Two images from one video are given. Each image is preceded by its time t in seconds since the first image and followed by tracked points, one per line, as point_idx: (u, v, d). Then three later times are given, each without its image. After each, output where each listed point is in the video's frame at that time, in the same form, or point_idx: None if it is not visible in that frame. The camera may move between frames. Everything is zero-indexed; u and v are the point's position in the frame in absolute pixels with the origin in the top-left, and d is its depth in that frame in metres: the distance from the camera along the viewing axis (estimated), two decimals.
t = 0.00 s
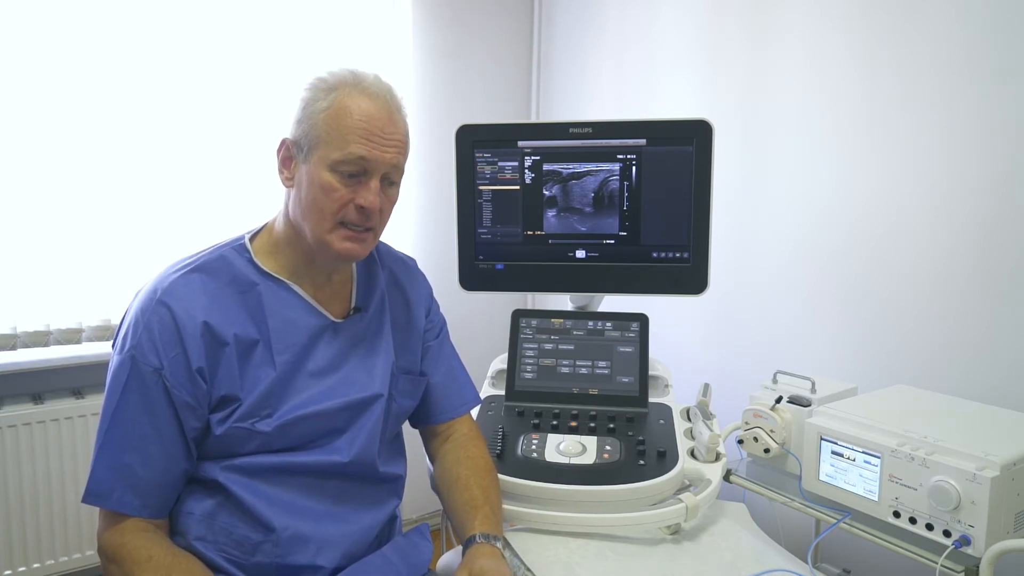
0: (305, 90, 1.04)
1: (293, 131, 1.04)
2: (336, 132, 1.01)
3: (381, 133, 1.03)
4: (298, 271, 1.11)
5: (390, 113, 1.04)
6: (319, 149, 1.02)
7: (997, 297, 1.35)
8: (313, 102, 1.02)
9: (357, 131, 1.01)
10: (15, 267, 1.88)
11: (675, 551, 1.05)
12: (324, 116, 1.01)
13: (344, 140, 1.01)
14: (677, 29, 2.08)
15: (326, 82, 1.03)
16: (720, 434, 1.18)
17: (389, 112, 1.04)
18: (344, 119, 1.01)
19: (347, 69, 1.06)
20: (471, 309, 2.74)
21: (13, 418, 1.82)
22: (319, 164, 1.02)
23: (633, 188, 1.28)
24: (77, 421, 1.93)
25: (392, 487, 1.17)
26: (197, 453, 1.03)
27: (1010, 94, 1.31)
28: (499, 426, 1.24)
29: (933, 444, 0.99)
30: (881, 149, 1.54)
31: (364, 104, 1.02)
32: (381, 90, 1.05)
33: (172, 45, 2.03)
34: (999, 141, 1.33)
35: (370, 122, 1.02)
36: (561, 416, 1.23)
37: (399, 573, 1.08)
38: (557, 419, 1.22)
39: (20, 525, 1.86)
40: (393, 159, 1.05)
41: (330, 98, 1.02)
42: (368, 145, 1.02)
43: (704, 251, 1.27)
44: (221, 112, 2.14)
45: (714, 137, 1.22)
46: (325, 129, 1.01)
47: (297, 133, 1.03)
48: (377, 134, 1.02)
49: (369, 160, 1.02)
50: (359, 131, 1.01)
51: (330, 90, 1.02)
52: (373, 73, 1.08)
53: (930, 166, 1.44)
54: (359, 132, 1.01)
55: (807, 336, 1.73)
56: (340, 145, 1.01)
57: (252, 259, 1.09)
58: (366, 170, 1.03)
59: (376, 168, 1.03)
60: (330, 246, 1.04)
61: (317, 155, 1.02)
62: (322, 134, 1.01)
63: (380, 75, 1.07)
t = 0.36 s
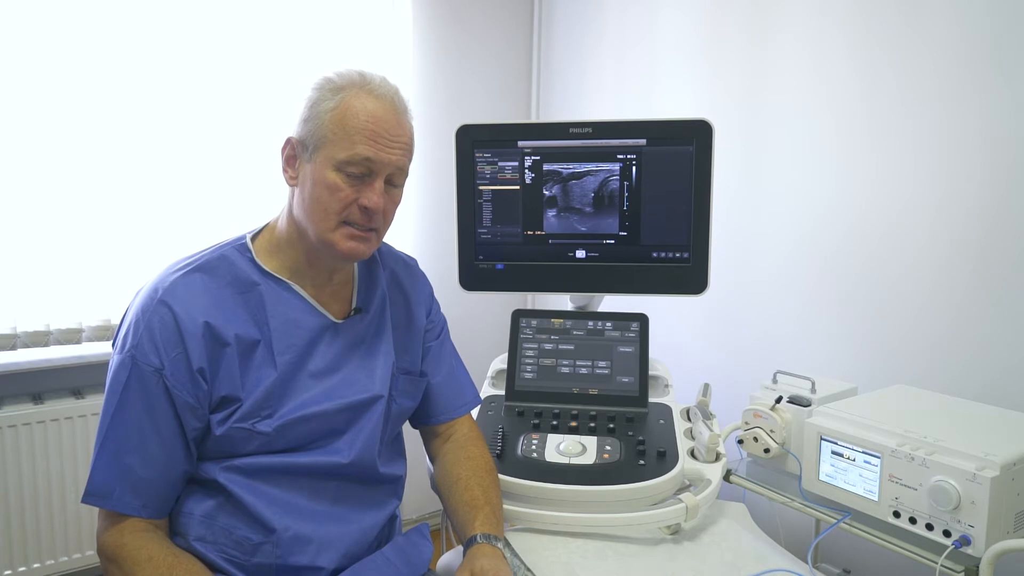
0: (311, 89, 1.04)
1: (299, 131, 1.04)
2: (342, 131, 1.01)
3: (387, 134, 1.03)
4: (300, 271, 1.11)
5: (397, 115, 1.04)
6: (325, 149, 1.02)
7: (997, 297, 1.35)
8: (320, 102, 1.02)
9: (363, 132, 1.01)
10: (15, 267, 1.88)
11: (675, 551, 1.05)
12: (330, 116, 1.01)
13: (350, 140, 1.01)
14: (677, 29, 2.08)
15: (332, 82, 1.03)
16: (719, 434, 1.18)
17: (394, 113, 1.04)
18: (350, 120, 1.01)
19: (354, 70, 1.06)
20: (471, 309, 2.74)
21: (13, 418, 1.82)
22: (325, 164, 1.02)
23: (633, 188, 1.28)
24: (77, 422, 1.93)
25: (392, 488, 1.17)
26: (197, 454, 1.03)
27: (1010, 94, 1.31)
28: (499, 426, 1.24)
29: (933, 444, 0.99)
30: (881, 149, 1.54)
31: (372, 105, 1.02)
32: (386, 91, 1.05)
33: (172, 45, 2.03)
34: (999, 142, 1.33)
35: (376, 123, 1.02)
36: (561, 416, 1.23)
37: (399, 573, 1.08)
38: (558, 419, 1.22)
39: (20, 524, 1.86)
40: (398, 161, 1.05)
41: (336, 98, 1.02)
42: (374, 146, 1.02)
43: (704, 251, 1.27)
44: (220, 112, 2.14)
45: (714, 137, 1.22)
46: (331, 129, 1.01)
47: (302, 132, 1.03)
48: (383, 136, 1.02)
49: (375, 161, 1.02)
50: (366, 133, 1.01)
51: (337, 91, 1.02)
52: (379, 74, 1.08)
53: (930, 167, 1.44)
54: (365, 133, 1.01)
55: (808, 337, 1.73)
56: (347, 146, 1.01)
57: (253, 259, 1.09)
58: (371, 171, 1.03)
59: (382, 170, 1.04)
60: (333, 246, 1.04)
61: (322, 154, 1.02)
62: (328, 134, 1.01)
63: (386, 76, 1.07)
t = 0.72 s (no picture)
0: (302, 92, 1.04)
1: (290, 133, 1.04)
2: (326, 134, 1.01)
3: (371, 136, 1.02)
4: (297, 273, 1.11)
5: (383, 116, 1.03)
6: (311, 152, 1.02)
7: (997, 297, 1.35)
8: (307, 104, 1.02)
9: (346, 135, 1.00)
10: (15, 266, 1.88)
11: (675, 551, 1.05)
12: (316, 118, 1.01)
13: (332, 142, 1.01)
14: (677, 29, 2.08)
15: (322, 84, 1.03)
16: (720, 434, 1.18)
17: (382, 115, 1.03)
18: (333, 121, 1.00)
19: (346, 72, 1.06)
20: (471, 309, 2.74)
21: (14, 418, 1.82)
22: (309, 166, 1.02)
23: (633, 188, 1.28)
24: (77, 422, 1.93)
25: (392, 487, 1.17)
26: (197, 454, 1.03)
27: (1009, 94, 1.31)
28: (499, 426, 1.24)
29: (933, 444, 0.99)
30: (881, 149, 1.54)
31: (356, 106, 1.01)
32: (376, 93, 1.04)
33: (172, 45, 2.03)
34: (999, 142, 1.33)
35: (360, 125, 1.01)
36: (561, 416, 1.23)
37: (399, 573, 1.08)
38: (558, 419, 1.22)
39: (20, 524, 1.86)
40: (383, 163, 1.03)
41: (322, 99, 1.02)
42: (356, 148, 1.01)
43: (704, 251, 1.27)
44: (221, 112, 2.14)
45: (714, 137, 1.22)
46: (315, 131, 1.01)
47: (292, 134, 1.04)
48: (366, 137, 1.01)
49: (357, 163, 1.02)
50: (348, 134, 1.01)
51: (324, 92, 1.02)
52: (373, 75, 1.07)
53: (930, 167, 1.44)
54: (347, 135, 1.00)
55: (807, 337, 1.73)
56: (329, 148, 1.01)
57: (252, 259, 1.09)
58: (354, 173, 1.03)
59: (365, 171, 1.03)
60: (319, 248, 1.04)
61: (308, 156, 1.02)
62: (312, 136, 1.01)
63: (379, 77, 1.06)
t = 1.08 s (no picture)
0: (300, 90, 1.04)
1: (286, 132, 1.04)
2: (320, 133, 1.01)
3: (366, 135, 1.01)
4: (293, 273, 1.11)
5: (378, 115, 1.03)
6: (305, 150, 1.02)
7: (997, 297, 1.35)
8: (303, 102, 1.02)
9: (340, 134, 1.00)
10: (15, 266, 1.88)
11: (675, 551, 1.05)
12: (311, 117, 1.01)
13: (325, 141, 1.00)
14: (677, 29, 2.09)
15: (319, 82, 1.03)
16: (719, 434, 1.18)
17: (377, 114, 1.03)
18: (327, 120, 1.00)
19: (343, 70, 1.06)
20: (471, 309, 2.74)
21: (13, 418, 1.82)
22: (304, 165, 1.02)
23: (633, 188, 1.28)
24: (77, 422, 1.93)
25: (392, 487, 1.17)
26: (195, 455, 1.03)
27: (1009, 94, 1.31)
28: (499, 426, 1.23)
29: (933, 444, 0.99)
30: (880, 149, 1.54)
31: (351, 105, 1.01)
32: (372, 92, 1.04)
33: (172, 45, 2.03)
34: (998, 142, 1.33)
35: (354, 124, 1.01)
36: (561, 416, 1.23)
37: (398, 574, 1.08)
38: (558, 419, 1.23)
39: (20, 524, 1.86)
40: (377, 162, 1.03)
41: (317, 98, 1.02)
42: (349, 147, 1.01)
43: (704, 252, 1.27)
44: (221, 112, 2.14)
45: (713, 136, 1.22)
46: (309, 130, 1.01)
47: (288, 133, 1.04)
48: (359, 137, 1.01)
49: (351, 162, 1.01)
50: (341, 133, 1.00)
51: (320, 90, 1.02)
52: (370, 74, 1.07)
53: (929, 167, 1.44)
54: (341, 134, 1.00)
55: (807, 337, 1.73)
56: (322, 147, 1.01)
57: (250, 260, 1.10)
58: (348, 172, 1.02)
59: (359, 171, 1.02)
60: (312, 248, 1.04)
61: (303, 155, 1.02)
62: (306, 135, 1.01)
63: (376, 75, 1.06)
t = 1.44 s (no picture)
0: (300, 91, 1.04)
1: (287, 134, 1.04)
2: (322, 135, 1.00)
3: (368, 137, 1.01)
4: (294, 274, 1.11)
5: (380, 117, 1.02)
6: (306, 153, 1.01)
7: (998, 297, 1.35)
8: (304, 104, 1.02)
9: (342, 136, 1.00)
10: (15, 266, 1.88)
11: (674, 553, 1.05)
12: (312, 119, 1.01)
13: (328, 144, 1.00)
14: (677, 29, 2.09)
15: (319, 84, 1.03)
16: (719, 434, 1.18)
17: (379, 116, 1.02)
18: (330, 123, 1.00)
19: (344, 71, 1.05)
20: (472, 309, 2.74)
21: (13, 418, 1.82)
22: (306, 168, 1.02)
23: (633, 188, 1.27)
24: (77, 421, 1.93)
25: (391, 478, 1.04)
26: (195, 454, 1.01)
27: (1009, 94, 1.31)
28: (499, 426, 1.23)
29: (933, 444, 0.99)
30: (881, 149, 1.54)
31: (353, 107, 1.01)
32: (373, 93, 1.04)
33: (172, 46, 2.03)
34: (998, 142, 1.33)
35: (356, 126, 1.00)
36: (562, 416, 1.23)
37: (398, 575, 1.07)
38: (558, 419, 1.23)
39: (20, 524, 1.86)
40: (380, 164, 1.03)
41: (319, 100, 1.01)
42: (351, 150, 1.00)
43: (704, 252, 1.27)
44: (221, 112, 2.14)
45: (714, 136, 1.22)
46: (311, 132, 1.01)
47: (289, 135, 1.04)
48: (362, 139, 1.00)
49: (354, 165, 1.01)
50: (343, 136, 1.00)
51: (322, 92, 1.02)
52: (371, 74, 1.06)
53: (930, 167, 1.44)
54: (343, 137, 1.00)
55: (807, 337, 1.73)
56: (325, 150, 1.00)
57: (250, 260, 1.10)
58: (350, 175, 1.02)
59: (362, 174, 1.02)
60: (316, 250, 1.04)
61: (304, 158, 1.02)
62: (308, 138, 1.01)
63: (377, 75, 1.06)
